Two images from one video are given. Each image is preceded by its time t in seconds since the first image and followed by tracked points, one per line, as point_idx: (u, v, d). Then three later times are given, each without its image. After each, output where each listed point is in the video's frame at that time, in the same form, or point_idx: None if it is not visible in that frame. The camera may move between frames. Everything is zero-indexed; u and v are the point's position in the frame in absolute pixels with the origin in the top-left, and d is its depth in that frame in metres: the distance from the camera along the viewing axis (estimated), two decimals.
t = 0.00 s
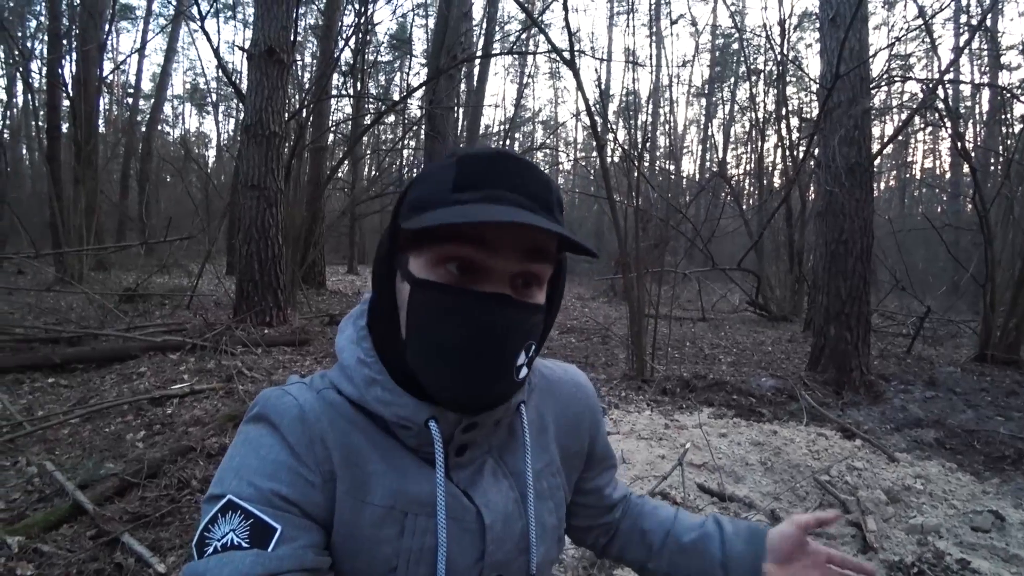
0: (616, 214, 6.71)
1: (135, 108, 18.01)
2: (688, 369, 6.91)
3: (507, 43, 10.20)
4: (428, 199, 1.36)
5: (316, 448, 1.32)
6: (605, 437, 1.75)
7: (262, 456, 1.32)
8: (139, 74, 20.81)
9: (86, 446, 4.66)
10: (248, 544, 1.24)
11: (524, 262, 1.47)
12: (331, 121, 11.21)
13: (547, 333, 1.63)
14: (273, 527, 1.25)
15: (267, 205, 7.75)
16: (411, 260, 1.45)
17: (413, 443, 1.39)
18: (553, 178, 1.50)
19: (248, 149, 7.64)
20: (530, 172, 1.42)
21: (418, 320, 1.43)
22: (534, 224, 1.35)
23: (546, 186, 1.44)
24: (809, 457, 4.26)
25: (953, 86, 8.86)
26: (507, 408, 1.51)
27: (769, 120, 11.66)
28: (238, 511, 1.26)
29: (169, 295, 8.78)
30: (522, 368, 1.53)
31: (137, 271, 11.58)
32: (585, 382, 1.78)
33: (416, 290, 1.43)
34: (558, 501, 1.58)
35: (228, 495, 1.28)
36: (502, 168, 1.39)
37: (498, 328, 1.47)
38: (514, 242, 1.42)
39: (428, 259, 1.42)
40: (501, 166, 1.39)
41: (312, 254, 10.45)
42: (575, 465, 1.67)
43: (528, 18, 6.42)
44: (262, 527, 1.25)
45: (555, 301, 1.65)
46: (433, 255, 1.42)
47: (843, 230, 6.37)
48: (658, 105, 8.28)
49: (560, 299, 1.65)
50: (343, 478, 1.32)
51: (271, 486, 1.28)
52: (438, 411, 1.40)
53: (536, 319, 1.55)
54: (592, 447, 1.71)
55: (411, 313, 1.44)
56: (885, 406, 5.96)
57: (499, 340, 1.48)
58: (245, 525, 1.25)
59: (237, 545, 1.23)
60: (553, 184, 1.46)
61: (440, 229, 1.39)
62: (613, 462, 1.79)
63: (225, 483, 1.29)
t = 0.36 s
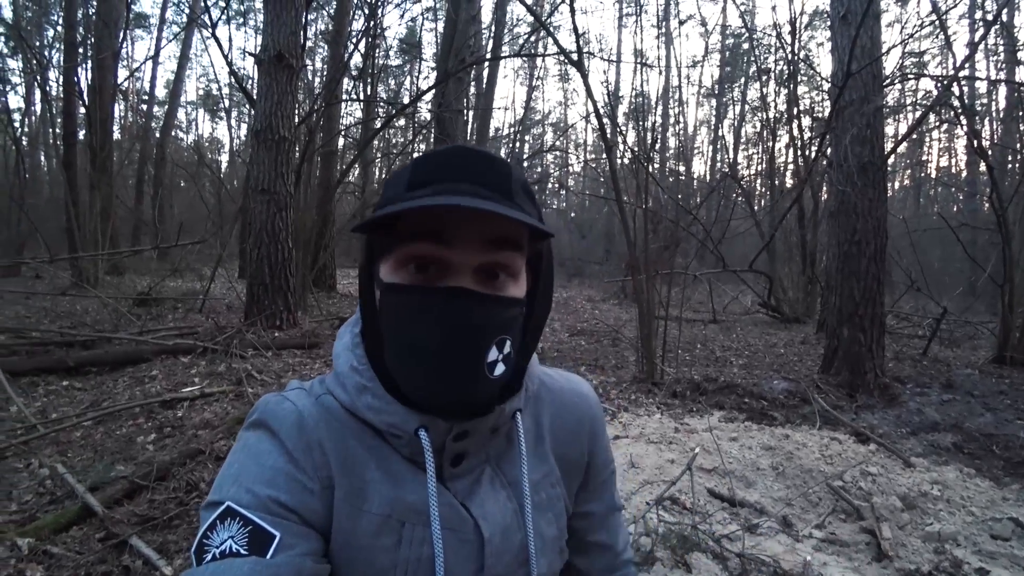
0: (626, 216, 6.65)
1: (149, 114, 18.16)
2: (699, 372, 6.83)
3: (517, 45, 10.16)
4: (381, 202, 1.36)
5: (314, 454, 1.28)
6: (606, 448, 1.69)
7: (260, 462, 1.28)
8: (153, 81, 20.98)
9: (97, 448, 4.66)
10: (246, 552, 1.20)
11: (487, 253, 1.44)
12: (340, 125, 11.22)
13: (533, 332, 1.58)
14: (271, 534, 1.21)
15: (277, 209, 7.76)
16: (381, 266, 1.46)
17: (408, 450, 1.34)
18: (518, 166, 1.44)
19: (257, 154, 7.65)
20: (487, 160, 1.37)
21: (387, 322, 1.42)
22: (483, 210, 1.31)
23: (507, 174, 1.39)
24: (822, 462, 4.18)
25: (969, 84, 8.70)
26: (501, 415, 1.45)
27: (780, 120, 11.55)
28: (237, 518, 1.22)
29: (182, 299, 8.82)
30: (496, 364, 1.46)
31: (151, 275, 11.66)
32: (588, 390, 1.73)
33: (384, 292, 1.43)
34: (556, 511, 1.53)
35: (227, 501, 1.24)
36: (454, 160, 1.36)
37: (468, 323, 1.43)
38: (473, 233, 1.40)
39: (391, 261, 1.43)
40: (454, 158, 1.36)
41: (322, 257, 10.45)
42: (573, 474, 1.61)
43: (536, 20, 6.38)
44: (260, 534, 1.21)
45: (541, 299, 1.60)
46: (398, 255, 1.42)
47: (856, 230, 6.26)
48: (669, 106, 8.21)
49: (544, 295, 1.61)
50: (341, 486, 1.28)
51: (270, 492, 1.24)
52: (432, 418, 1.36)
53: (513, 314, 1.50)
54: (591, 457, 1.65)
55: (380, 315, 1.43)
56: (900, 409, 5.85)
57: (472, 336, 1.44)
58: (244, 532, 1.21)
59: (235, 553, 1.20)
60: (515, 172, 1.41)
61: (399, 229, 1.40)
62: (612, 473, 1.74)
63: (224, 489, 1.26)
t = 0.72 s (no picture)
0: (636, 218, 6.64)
1: (160, 123, 18.34)
2: (710, 374, 6.80)
3: (524, 50, 10.18)
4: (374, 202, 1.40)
5: (329, 455, 1.30)
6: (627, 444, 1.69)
7: (277, 462, 1.29)
8: (165, 89, 21.19)
9: (114, 450, 4.69)
10: (266, 552, 1.21)
11: (481, 243, 1.43)
12: (350, 131, 11.29)
13: (535, 323, 1.55)
14: (290, 534, 1.22)
15: (289, 215, 7.81)
16: (381, 267, 1.48)
17: (422, 449, 1.35)
18: (508, 155, 1.44)
19: (269, 160, 7.70)
20: (474, 152, 1.38)
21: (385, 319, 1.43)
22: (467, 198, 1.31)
23: (495, 162, 1.39)
24: (836, 464, 4.15)
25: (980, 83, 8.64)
26: (516, 411, 1.46)
27: (789, 121, 11.51)
28: (257, 519, 1.23)
29: (195, 304, 8.89)
30: (500, 353, 1.45)
31: (164, 281, 11.76)
32: (609, 387, 1.72)
33: (383, 292, 1.45)
34: (574, 509, 1.52)
35: (246, 502, 1.25)
36: (441, 154, 1.37)
37: (467, 316, 1.42)
38: (463, 224, 1.40)
39: (388, 261, 1.44)
40: (441, 152, 1.37)
41: (332, 262, 10.50)
42: (592, 470, 1.61)
43: (544, 25, 6.40)
44: (280, 534, 1.22)
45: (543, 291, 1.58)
46: (394, 255, 1.44)
47: (867, 230, 6.23)
48: (676, 108, 8.20)
49: (548, 287, 1.60)
50: (357, 485, 1.29)
51: (288, 492, 1.25)
52: (442, 416, 1.37)
53: (512, 303, 1.48)
54: (610, 454, 1.65)
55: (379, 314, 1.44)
56: (914, 411, 5.81)
57: (467, 326, 1.42)
58: (263, 532, 1.22)
59: (255, 553, 1.21)
60: (505, 162, 1.41)
61: (392, 228, 1.42)
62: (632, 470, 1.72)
63: (243, 491, 1.27)
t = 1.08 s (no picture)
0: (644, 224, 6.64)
1: (170, 123, 18.45)
2: (716, 382, 6.78)
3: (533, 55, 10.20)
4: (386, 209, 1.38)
5: (337, 462, 1.30)
6: (635, 451, 1.68)
7: (284, 468, 1.29)
8: (175, 89, 21.32)
9: (120, 448, 4.70)
10: (272, 557, 1.21)
11: (494, 252, 1.42)
12: (358, 133, 11.32)
13: (545, 332, 1.56)
14: (296, 540, 1.23)
15: (297, 216, 7.84)
16: (391, 275, 1.46)
17: (428, 456, 1.35)
18: (519, 161, 1.44)
19: (278, 161, 7.73)
20: (486, 161, 1.38)
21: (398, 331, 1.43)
22: (480, 206, 1.31)
23: (507, 171, 1.39)
24: (842, 473, 4.14)
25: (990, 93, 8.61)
26: (524, 418, 1.45)
27: (797, 129, 11.50)
28: (264, 524, 1.24)
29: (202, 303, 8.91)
30: (510, 364, 1.46)
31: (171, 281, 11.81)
32: (618, 393, 1.72)
33: (394, 301, 1.43)
34: (581, 518, 1.52)
35: (253, 507, 1.26)
36: (452, 162, 1.36)
37: (479, 327, 1.43)
38: (477, 234, 1.39)
39: (399, 270, 1.42)
40: (452, 160, 1.37)
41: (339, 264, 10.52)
42: (601, 477, 1.61)
43: (554, 30, 6.42)
44: (286, 540, 1.22)
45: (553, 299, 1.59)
46: (404, 264, 1.42)
47: (875, 239, 6.21)
48: (685, 114, 8.21)
49: (557, 293, 1.60)
50: (364, 492, 1.29)
51: (294, 498, 1.25)
52: (448, 424, 1.36)
53: (523, 314, 1.48)
54: (619, 461, 1.64)
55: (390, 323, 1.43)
56: (921, 422, 5.77)
57: (477, 337, 1.43)
58: (270, 538, 1.23)
59: (261, 558, 1.21)
60: (516, 170, 1.41)
61: (405, 236, 1.39)
62: (641, 477, 1.72)
63: (251, 495, 1.28)
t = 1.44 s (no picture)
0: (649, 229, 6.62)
1: (178, 123, 18.53)
2: (720, 388, 6.75)
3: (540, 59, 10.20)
4: (401, 213, 1.36)
5: (339, 467, 1.29)
6: (638, 457, 1.68)
7: (286, 473, 1.29)
8: (184, 90, 21.43)
9: (124, 447, 4.70)
10: (273, 563, 1.21)
11: (508, 262, 1.42)
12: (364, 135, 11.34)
13: (554, 340, 1.57)
14: (298, 545, 1.22)
15: (302, 217, 7.85)
16: (402, 279, 1.44)
17: (431, 461, 1.34)
18: (532, 170, 1.44)
19: (285, 162, 7.75)
20: (503, 168, 1.38)
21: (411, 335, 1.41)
22: (503, 215, 1.31)
23: (523, 178, 1.39)
24: (847, 483, 4.11)
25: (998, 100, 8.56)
26: (527, 424, 1.44)
27: (803, 135, 11.47)
28: (265, 529, 1.23)
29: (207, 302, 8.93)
30: (523, 373, 1.46)
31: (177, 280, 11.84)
32: (621, 398, 1.71)
33: (407, 307, 1.41)
34: (584, 525, 1.51)
35: (255, 512, 1.25)
36: (471, 169, 1.36)
37: (491, 335, 1.43)
38: (493, 243, 1.38)
39: (413, 275, 1.41)
40: (470, 167, 1.36)
41: (344, 266, 10.53)
42: (604, 483, 1.60)
43: (561, 33, 6.42)
44: (288, 545, 1.22)
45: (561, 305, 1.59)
46: (418, 269, 1.40)
47: (882, 246, 6.18)
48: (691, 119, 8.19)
49: (565, 299, 1.59)
50: (366, 498, 1.28)
51: (296, 504, 1.25)
52: (452, 430, 1.35)
53: (535, 322, 1.49)
54: (622, 467, 1.64)
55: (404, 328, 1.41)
56: (927, 431, 5.74)
57: (492, 346, 1.43)
58: (271, 543, 1.22)
59: (262, 563, 1.20)
60: (531, 179, 1.41)
61: (420, 242, 1.37)
62: (644, 484, 1.71)
63: (253, 500, 1.27)
